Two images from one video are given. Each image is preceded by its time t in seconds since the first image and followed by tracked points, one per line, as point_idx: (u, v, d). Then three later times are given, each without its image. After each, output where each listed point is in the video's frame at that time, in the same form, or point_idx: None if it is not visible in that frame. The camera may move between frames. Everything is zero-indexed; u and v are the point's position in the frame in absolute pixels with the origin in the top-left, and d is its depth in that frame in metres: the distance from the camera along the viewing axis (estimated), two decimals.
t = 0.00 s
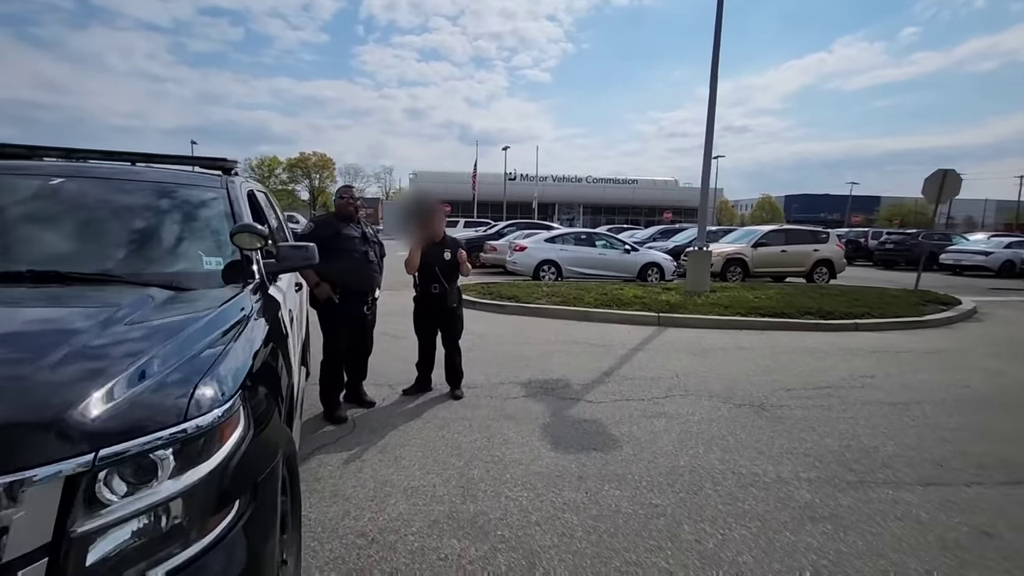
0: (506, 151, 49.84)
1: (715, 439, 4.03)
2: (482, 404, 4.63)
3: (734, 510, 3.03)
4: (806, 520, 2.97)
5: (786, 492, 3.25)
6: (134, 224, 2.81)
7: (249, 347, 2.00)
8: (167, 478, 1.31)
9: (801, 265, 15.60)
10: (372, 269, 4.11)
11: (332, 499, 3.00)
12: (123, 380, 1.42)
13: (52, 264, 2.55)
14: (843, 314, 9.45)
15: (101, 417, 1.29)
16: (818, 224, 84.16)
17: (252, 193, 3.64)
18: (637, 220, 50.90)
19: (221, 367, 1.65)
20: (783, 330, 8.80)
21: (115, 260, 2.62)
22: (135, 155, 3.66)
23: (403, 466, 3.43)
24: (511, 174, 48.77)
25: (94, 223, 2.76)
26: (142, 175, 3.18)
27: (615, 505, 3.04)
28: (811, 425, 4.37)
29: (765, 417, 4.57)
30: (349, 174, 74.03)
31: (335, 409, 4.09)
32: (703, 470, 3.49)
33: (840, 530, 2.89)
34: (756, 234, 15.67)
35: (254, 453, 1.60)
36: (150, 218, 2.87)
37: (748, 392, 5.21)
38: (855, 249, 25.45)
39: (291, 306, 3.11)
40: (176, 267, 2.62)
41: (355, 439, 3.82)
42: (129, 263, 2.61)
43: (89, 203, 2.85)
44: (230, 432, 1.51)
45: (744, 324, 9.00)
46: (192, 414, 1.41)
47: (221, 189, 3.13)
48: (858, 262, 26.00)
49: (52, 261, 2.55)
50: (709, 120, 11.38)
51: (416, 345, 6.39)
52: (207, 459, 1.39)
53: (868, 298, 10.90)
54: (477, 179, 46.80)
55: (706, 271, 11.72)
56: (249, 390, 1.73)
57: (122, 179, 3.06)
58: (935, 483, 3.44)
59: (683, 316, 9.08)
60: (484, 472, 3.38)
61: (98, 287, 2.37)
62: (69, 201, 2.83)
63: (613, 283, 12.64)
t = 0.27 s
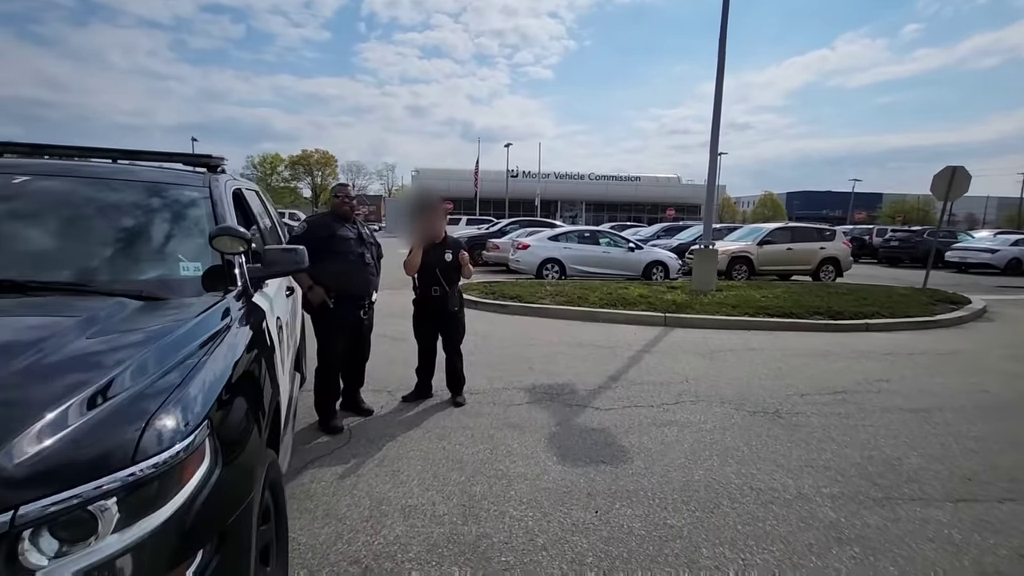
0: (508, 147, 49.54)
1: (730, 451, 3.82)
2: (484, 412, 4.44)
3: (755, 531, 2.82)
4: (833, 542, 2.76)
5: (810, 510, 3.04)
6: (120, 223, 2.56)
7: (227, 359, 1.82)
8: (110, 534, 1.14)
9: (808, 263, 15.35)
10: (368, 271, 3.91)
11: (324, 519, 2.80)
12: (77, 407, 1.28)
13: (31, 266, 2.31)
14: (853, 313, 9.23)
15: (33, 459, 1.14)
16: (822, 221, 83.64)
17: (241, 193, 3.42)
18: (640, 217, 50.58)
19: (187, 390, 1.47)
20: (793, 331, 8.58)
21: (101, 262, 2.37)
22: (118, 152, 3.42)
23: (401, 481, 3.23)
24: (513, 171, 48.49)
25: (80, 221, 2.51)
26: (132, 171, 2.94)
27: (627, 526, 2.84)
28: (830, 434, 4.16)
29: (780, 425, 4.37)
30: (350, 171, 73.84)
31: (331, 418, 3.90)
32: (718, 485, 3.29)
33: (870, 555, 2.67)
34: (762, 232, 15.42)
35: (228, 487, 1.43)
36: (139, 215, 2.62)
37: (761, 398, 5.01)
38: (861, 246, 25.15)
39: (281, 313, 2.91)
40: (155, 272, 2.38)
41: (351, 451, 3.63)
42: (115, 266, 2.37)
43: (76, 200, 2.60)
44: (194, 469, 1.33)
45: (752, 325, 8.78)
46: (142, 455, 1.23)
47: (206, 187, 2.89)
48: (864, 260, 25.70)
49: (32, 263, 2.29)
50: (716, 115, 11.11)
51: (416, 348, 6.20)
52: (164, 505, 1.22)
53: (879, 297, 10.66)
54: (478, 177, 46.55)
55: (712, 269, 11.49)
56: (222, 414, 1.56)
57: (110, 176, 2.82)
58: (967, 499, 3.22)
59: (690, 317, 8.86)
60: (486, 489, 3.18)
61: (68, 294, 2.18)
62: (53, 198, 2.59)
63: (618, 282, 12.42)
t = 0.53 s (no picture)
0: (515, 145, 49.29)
1: (749, 460, 3.59)
2: (488, 418, 4.24)
3: (781, 551, 2.60)
4: (867, 564, 2.53)
5: (837, 525, 2.82)
6: (112, 220, 2.35)
7: (195, 367, 1.70)
8: None
9: (822, 260, 14.97)
10: (364, 270, 3.72)
11: (314, 537, 2.62)
12: (35, 407, 1.24)
13: (16, 260, 2.11)
14: (872, 312, 8.90)
15: None
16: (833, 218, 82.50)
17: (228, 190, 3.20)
18: (649, 215, 50.10)
19: (137, 410, 1.36)
20: (809, 330, 8.29)
21: (90, 263, 2.17)
22: (94, 144, 3.18)
23: (397, 494, 3.04)
24: (520, 170, 48.27)
25: (71, 217, 2.30)
26: (127, 165, 2.73)
27: (640, 545, 2.62)
28: (855, 441, 3.91)
29: (802, 431, 4.13)
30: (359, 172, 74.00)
31: (327, 425, 3.74)
32: (738, 498, 3.06)
33: None
34: (775, 229, 15.07)
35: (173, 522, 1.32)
36: (133, 212, 2.41)
37: (780, 402, 4.77)
38: (876, 243, 24.65)
39: (268, 316, 2.73)
40: (135, 273, 2.17)
41: (347, 460, 3.46)
42: (105, 267, 2.17)
43: (68, 194, 2.39)
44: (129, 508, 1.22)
45: (766, 324, 8.51)
46: (69, 490, 1.12)
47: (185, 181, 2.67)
48: (879, 256, 25.13)
49: (18, 263, 2.09)
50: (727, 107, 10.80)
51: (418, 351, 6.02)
52: (92, 548, 1.11)
53: (898, 295, 10.31)
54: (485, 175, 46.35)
55: (724, 267, 11.21)
56: (178, 436, 1.44)
57: (100, 168, 2.60)
58: (1010, 515, 2.97)
59: (701, 316, 8.61)
60: (489, 503, 2.98)
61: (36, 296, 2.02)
62: (42, 192, 2.37)
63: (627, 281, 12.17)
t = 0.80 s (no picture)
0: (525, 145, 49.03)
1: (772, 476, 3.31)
2: (492, 429, 4.02)
3: None
4: None
5: (874, 554, 2.55)
6: (106, 222, 2.20)
7: (156, 378, 1.63)
8: None
9: (841, 258, 14.50)
10: (359, 274, 3.52)
11: (299, 567, 2.42)
12: None
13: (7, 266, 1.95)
14: (897, 312, 8.51)
15: None
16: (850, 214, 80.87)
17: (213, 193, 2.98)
18: (661, 213, 49.49)
19: (85, 429, 1.29)
20: (831, 332, 7.94)
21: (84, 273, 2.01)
22: (70, 145, 2.98)
23: (392, 516, 2.83)
24: (530, 169, 48.00)
25: (69, 220, 2.16)
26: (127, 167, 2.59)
27: None
28: (890, 455, 3.63)
29: (829, 444, 3.84)
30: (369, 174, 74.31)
31: (322, 439, 3.54)
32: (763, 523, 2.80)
33: None
34: (791, 226, 14.64)
35: (122, 549, 1.26)
36: (128, 214, 2.26)
37: (804, 411, 4.48)
38: (896, 239, 23.97)
39: (251, 326, 2.53)
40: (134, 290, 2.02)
41: (341, 477, 3.26)
42: (99, 278, 2.02)
43: (68, 197, 2.24)
44: (75, 534, 1.15)
45: (785, 326, 8.17)
46: None
47: (158, 182, 2.45)
48: (900, 253, 24.40)
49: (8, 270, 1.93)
50: (742, 101, 10.45)
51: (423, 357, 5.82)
52: None
53: (924, 294, 9.87)
54: (495, 176, 46.18)
55: (740, 266, 10.86)
56: (130, 456, 1.38)
57: (93, 169, 2.44)
58: None
59: (717, 318, 8.30)
60: (490, 526, 2.76)
61: None
62: (36, 192, 2.21)
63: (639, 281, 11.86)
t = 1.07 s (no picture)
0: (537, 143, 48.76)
1: (799, 500, 3.10)
2: (498, 441, 3.82)
3: None
4: None
5: None
6: (106, 223, 2.08)
7: (142, 377, 1.64)
8: None
9: (863, 257, 14.05)
10: (357, 278, 3.35)
11: None
12: None
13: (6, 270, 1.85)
14: (924, 314, 8.15)
15: None
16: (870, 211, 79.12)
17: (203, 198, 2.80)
18: (674, 211, 48.81)
19: (58, 434, 1.30)
20: (855, 335, 7.61)
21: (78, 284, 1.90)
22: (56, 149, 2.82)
23: (388, 539, 2.66)
24: (542, 168, 47.73)
25: (71, 221, 2.06)
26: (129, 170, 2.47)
27: None
28: (928, 474, 3.44)
29: (858, 460, 3.58)
30: (382, 174, 74.65)
31: (319, 450, 3.37)
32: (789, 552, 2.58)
33: None
34: (810, 224, 14.22)
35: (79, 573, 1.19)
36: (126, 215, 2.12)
37: (829, 424, 4.23)
38: (919, 237, 23.30)
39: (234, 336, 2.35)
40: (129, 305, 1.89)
41: (338, 491, 3.10)
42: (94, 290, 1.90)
43: (70, 201, 2.13)
44: (29, 549, 1.11)
45: (806, 329, 7.85)
46: None
47: (138, 186, 2.26)
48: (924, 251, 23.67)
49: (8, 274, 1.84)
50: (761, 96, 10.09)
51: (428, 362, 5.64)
52: None
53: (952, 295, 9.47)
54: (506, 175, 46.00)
55: (757, 266, 10.53)
56: (103, 457, 1.38)
57: (87, 172, 2.30)
58: None
59: (734, 320, 8.01)
60: (492, 551, 2.57)
61: None
62: (38, 193, 2.11)
63: (652, 282, 11.58)
